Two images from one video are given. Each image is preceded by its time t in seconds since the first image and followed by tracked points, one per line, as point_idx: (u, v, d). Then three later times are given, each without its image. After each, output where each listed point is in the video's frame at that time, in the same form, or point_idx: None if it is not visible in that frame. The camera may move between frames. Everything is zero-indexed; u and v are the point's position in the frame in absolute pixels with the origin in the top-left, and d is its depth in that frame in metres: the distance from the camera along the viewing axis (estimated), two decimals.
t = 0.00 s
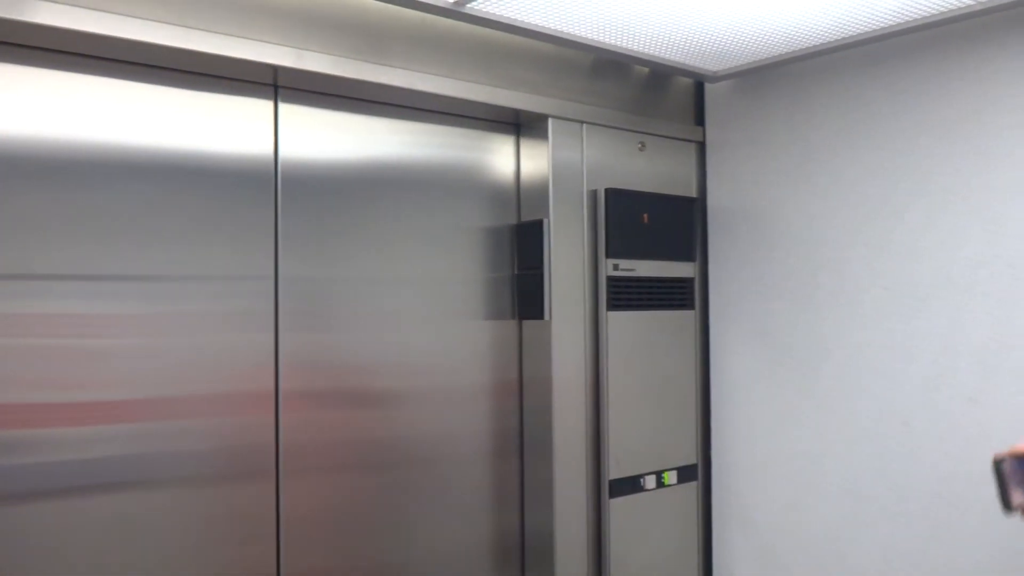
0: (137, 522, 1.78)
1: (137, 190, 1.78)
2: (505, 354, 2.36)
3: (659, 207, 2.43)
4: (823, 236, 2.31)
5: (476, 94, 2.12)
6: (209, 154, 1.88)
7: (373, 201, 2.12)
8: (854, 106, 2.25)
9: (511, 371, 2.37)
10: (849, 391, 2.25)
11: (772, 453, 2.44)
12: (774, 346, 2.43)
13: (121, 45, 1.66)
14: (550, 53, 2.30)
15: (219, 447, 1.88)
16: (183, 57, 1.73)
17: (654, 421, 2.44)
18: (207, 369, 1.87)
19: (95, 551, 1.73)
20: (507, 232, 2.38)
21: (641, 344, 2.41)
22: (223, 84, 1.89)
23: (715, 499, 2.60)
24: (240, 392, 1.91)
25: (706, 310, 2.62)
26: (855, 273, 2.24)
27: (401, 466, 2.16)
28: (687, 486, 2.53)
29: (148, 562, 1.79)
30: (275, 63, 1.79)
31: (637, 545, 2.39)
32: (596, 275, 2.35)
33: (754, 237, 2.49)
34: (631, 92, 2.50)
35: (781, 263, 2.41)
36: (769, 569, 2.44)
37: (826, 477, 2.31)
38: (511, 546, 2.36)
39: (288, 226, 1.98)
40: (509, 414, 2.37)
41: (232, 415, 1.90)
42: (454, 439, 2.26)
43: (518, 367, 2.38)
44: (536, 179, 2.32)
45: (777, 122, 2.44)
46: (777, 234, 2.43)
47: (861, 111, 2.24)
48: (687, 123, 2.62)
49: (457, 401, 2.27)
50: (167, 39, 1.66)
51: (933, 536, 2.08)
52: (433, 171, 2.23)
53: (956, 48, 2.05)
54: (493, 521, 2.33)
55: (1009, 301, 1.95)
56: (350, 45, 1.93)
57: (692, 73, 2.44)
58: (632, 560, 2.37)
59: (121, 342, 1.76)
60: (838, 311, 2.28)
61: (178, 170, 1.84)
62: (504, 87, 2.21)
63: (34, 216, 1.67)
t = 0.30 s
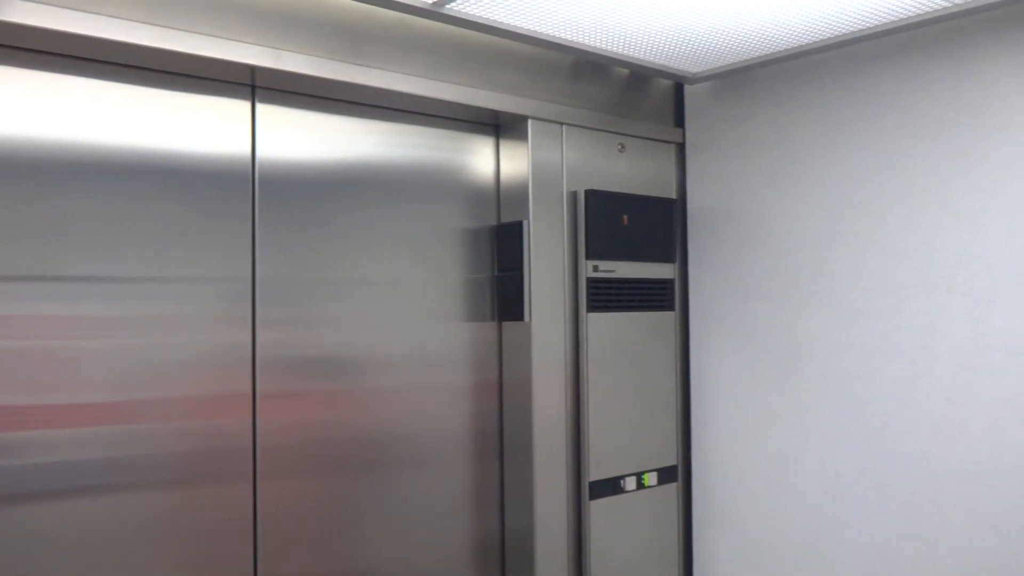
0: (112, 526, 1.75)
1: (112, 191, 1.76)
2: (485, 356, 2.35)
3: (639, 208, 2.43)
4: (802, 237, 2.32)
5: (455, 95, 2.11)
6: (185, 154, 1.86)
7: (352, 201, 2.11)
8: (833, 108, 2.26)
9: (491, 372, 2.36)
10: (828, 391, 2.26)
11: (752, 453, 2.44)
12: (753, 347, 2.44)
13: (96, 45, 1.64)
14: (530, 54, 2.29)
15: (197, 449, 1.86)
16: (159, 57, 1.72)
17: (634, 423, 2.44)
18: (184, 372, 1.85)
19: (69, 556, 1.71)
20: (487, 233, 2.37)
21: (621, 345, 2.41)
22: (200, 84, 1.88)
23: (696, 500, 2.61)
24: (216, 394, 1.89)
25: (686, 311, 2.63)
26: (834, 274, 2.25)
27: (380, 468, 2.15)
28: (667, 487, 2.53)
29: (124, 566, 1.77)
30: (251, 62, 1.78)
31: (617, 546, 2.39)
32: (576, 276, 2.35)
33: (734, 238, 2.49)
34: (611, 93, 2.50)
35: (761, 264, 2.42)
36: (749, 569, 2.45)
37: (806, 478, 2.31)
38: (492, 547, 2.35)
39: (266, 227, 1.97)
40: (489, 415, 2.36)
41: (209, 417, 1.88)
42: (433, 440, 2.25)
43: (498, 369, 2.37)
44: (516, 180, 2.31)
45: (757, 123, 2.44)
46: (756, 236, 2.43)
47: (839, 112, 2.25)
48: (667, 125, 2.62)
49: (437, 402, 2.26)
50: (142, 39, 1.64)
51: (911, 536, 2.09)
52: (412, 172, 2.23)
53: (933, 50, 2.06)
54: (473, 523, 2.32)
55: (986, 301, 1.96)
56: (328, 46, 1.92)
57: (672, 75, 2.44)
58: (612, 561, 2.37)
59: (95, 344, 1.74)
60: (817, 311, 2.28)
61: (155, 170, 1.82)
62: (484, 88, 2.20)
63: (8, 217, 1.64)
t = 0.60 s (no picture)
0: (83, 529, 1.73)
1: (86, 189, 1.74)
2: (462, 358, 2.34)
3: (617, 210, 2.44)
4: (779, 240, 2.33)
5: (434, 95, 2.11)
6: (161, 153, 1.84)
7: (329, 201, 2.10)
8: (809, 113, 2.28)
9: (467, 374, 2.36)
10: (803, 394, 2.27)
11: (728, 456, 2.45)
12: (730, 349, 2.45)
13: (70, 41, 1.62)
14: (509, 56, 2.29)
15: (170, 451, 1.84)
16: (135, 54, 1.70)
17: (611, 424, 2.44)
18: (158, 372, 1.83)
19: (39, 560, 1.68)
20: (464, 234, 2.37)
21: (598, 347, 2.41)
22: (176, 82, 1.86)
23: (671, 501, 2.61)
24: (190, 395, 1.87)
25: (663, 313, 2.64)
26: (809, 278, 2.26)
27: (356, 469, 2.14)
28: (643, 489, 2.54)
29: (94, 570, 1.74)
30: (228, 61, 1.77)
31: (593, 548, 2.39)
32: (553, 278, 2.35)
33: (711, 241, 2.50)
34: (589, 95, 2.50)
35: (738, 267, 2.43)
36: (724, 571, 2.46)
37: (781, 479, 2.32)
38: (468, 549, 2.35)
39: (242, 226, 1.96)
40: (466, 417, 2.35)
41: (183, 418, 1.86)
42: (410, 442, 2.24)
43: (475, 370, 2.37)
44: (494, 181, 2.31)
45: (734, 127, 2.45)
46: (733, 238, 2.44)
47: (816, 116, 2.26)
48: (645, 128, 2.63)
49: (413, 403, 2.25)
50: (117, 36, 1.62)
51: (885, 537, 2.10)
52: (390, 172, 2.22)
53: (909, 56, 2.08)
54: (449, 525, 2.31)
55: (959, 305, 1.98)
56: (305, 45, 1.91)
57: (651, 78, 2.45)
58: (588, 562, 2.37)
59: (68, 345, 1.71)
60: (793, 315, 2.30)
61: (130, 169, 1.80)
62: (462, 89, 2.20)
63: None
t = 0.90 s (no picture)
0: (64, 534, 1.71)
1: (69, 190, 1.73)
2: (447, 359, 2.34)
3: (602, 212, 2.44)
4: (764, 241, 2.34)
5: (418, 96, 2.10)
6: (143, 153, 1.83)
7: (313, 202, 2.09)
8: (793, 115, 2.28)
9: (453, 375, 2.35)
10: (788, 394, 2.28)
11: (713, 456, 2.46)
12: (715, 350, 2.45)
13: (51, 42, 1.60)
14: (493, 56, 2.29)
15: (153, 454, 1.83)
16: (116, 55, 1.68)
17: (596, 426, 2.44)
18: (141, 375, 1.81)
19: (20, 564, 1.66)
20: (449, 235, 2.36)
21: (583, 348, 2.41)
22: (158, 83, 1.85)
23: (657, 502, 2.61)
24: (173, 397, 1.86)
25: (648, 314, 2.64)
26: (794, 279, 2.27)
27: (341, 472, 2.13)
28: (629, 490, 2.54)
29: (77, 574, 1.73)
30: (211, 61, 1.75)
31: (579, 549, 2.39)
32: (539, 279, 2.34)
33: (696, 242, 2.51)
34: (574, 96, 2.50)
35: (723, 268, 2.43)
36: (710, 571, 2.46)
37: (766, 480, 2.33)
38: (453, 550, 2.34)
39: (225, 228, 1.94)
40: (451, 418, 2.35)
41: (166, 421, 1.84)
42: (395, 443, 2.23)
43: (460, 372, 2.36)
44: (479, 183, 2.31)
45: (719, 128, 2.46)
46: (718, 239, 2.45)
47: (800, 117, 2.27)
48: (630, 129, 2.64)
49: (399, 405, 2.24)
50: (98, 36, 1.61)
51: (870, 537, 2.11)
52: (375, 174, 2.21)
53: (892, 58, 2.09)
54: (435, 526, 2.31)
55: (942, 306, 1.99)
56: (289, 46, 1.90)
57: (635, 79, 2.45)
58: (574, 563, 2.37)
59: (49, 347, 1.70)
60: (778, 316, 2.30)
61: (112, 170, 1.78)
62: (447, 90, 2.19)
63: None
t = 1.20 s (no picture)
0: (55, 534, 1.70)
1: (60, 187, 1.71)
2: (440, 358, 2.33)
3: (596, 211, 2.43)
4: (758, 241, 2.34)
5: (412, 94, 2.09)
6: (135, 151, 1.81)
7: (307, 201, 2.08)
8: (788, 116, 2.28)
9: (446, 374, 2.34)
10: (782, 394, 2.28)
11: (706, 456, 2.45)
12: (708, 350, 2.45)
13: (42, 38, 1.59)
14: (488, 54, 2.28)
15: (145, 453, 1.81)
16: (108, 51, 1.67)
17: (589, 425, 2.44)
18: (133, 374, 1.80)
19: (9, 565, 1.65)
20: (443, 234, 2.35)
21: (576, 347, 2.40)
22: (150, 80, 1.83)
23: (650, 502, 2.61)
24: (165, 396, 1.84)
25: (642, 314, 2.64)
26: (787, 279, 2.27)
27: (333, 471, 2.12)
28: (622, 490, 2.53)
29: (69, 574, 1.71)
30: (204, 58, 1.74)
31: (572, 548, 2.38)
32: (532, 278, 2.34)
33: (690, 241, 2.50)
34: (569, 95, 2.49)
35: (716, 268, 2.43)
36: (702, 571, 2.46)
37: (760, 480, 2.33)
38: (446, 550, 2.34)
39: (218, 226, 1.93)
40: (444, 418, 2.34)
41: (158, 421, 1.83)
42: (388, 443, 2.22)
43: (453, 371, 2.36)
44: (473, 181, 2.30)
45: (713, 127, 2.46)
46: (712, 239, 2.45)
47: (794, 118, 2.27)
48: (624, 128, 2.63)
49: (392, 404, 2.23)
50: (90, 32, 1.59)
51: (864, 538, 2.11)
52: (369, 172, 2.20)
53: (887, 58, 2.09)
54: (428, 526, 2.30)
55: (936, 307, 1.99)
56: (282, 43, 1.89)
57: (630, 77, 2.44)
58: (567, 563, 2.37)
59: (39, 345, 1.68)
60: (772, 316, 2.30)
61: (104, 167, 1.77)
62: (441, 88, 2.18)
63: None
